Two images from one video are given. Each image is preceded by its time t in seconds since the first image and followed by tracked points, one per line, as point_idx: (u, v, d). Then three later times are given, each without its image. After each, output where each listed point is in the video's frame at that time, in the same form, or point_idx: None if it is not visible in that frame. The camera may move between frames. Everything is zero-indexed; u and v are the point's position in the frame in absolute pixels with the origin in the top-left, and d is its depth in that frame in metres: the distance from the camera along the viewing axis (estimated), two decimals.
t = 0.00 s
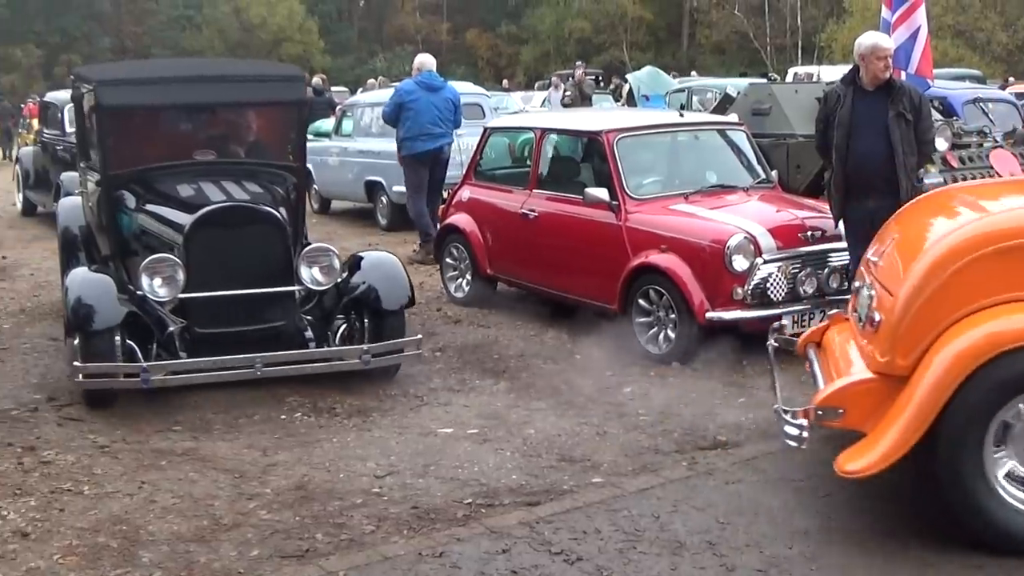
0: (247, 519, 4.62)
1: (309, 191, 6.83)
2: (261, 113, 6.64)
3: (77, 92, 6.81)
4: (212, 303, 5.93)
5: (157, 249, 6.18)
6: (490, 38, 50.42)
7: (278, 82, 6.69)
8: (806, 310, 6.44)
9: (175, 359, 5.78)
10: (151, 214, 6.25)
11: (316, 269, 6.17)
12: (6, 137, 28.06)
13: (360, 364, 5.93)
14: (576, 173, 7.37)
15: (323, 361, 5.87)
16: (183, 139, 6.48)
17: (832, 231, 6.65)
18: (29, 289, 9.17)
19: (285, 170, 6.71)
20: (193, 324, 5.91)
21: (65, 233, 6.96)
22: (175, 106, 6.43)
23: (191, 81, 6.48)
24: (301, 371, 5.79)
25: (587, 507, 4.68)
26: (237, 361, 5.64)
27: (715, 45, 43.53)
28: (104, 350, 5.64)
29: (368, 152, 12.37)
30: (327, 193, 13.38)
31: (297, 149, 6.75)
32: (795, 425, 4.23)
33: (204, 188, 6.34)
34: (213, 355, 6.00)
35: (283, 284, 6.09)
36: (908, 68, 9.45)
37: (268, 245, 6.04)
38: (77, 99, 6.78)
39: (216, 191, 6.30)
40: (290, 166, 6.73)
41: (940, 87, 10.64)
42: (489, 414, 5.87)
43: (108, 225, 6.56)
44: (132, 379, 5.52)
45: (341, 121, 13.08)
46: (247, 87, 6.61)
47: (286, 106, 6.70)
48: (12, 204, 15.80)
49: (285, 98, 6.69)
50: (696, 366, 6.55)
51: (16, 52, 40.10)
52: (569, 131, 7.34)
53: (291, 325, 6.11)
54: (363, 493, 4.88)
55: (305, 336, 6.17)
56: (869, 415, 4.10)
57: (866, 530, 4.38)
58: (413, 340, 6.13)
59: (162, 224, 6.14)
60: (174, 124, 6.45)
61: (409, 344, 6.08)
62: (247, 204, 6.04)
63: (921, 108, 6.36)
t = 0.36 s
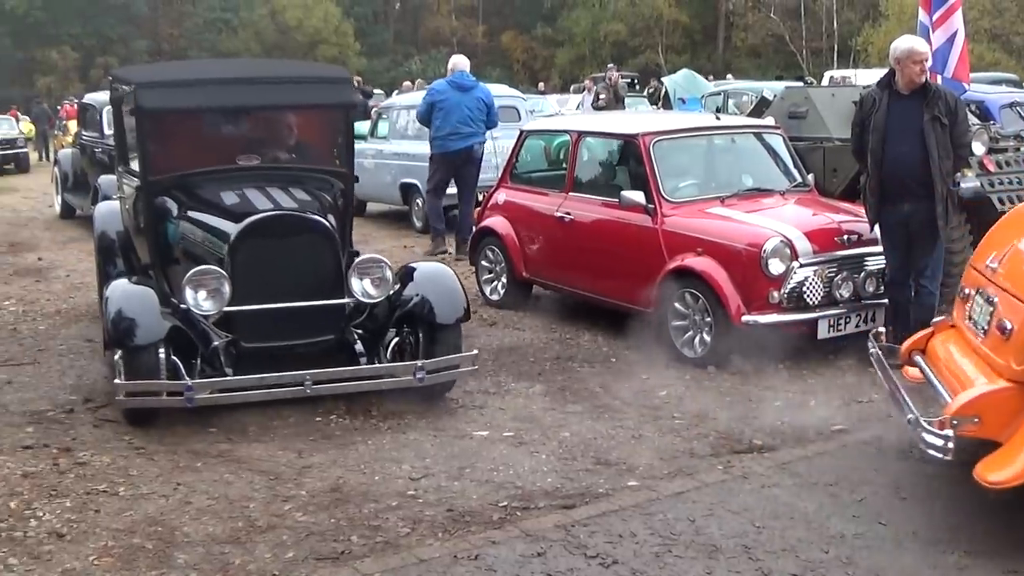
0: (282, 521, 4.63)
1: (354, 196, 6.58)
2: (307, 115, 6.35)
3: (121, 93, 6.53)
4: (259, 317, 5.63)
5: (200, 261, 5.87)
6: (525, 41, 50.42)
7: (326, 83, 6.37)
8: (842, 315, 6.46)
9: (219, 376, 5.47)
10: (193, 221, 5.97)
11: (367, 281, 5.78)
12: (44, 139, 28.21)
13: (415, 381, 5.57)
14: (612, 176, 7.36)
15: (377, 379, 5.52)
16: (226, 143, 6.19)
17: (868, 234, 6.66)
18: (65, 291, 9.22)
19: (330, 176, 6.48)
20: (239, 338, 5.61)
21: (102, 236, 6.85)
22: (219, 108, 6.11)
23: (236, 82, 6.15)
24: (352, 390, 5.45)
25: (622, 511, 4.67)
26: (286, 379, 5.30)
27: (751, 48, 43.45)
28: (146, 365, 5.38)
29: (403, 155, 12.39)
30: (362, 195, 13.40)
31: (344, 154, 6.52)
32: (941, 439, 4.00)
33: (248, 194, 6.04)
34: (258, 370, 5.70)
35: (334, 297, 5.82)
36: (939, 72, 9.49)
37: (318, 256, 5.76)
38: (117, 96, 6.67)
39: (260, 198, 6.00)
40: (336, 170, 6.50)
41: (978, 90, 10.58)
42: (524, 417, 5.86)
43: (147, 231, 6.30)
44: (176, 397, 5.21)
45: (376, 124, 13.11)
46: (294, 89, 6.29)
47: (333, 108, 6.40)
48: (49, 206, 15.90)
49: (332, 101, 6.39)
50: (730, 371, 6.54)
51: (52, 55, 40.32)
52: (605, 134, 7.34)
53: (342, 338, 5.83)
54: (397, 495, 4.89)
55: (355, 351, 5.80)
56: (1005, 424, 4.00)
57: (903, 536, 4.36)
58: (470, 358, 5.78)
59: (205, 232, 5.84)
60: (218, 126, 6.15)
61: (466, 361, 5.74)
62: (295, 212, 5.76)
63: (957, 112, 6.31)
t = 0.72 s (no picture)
0: (300, 522, 4.64)
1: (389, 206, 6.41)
2: (336, 119, 6.22)
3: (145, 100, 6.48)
4: (292, 330, 5.42)
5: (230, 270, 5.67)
6: (544, 43, 50.41)
7: (355, 85, 6.28)
8: (860, 315, 6.46)
9: (251, 393, 5.33)
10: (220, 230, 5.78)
11: (406, 293, 5.53)
12: (63, 140, 28.30)
13: (456, 398, 5.44)
14: (630, 177, 7.35)
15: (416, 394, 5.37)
16: (255, 148, 6.05)
17: (887, 235, 6.64)
18: (84, 292, 9.26)
19: (364, 183, 6.30)
20: (272, 352, 5.42)
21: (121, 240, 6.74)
22: (247, 111, 6.00)
23: (263, 84, 6.06)
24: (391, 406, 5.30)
25: (640, 512, 4.66)
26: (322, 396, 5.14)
27: (769, 49, 43.39)
28: (178, 380, 5.18)
29: (422, 156, 12.40)
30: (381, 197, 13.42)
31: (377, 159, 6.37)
32: None
33: (280, 201, 5.83)
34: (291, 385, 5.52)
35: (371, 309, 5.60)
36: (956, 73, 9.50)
37: (355, 268, 5.53)
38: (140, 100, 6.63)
39: (292, 203, 5.80)
40: (370, 176, 6.34)
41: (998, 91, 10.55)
42: (542, 418, 5.86)
43: (168, 239, 6.24)
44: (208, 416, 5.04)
45: (395, 125, 13.12)
46: (323, 91, 6.18)
47: (362, 113, 6.29)
48: (68, 207, 15.96)
49: (361, 104, 6.29)
50: (749, 372, 6.54)
51: (71, 56, 40.43)
52: (623, 135, 7.34)
53: (378, 352, 5.64)
54: (415, 496, 4.89)
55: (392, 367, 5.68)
56: None
57: (923, 537, 4.35)
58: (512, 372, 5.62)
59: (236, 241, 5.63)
60: (247, 129, 6.02)
61: (509, 376, 5.60)
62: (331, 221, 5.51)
63: (976, 113, 6.29)
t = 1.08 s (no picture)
0: (299, 522, 4.63)
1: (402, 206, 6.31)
2: (347, 116, 6.09)
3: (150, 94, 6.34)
4: (310, 336, 5.24)
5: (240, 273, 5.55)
6: (544, 42, 50.41)
7: (368, 82, 6.15)
8: (861, 314, 6.46)
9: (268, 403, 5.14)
10: (230, 232, 5.65)
11: (428, 296, 5.55)
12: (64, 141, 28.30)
13: (484, 405, 5.30)
14: (630, 176, 7.35)
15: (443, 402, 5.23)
16: (264, 147, 5.93)
17: (887, 233, 6.64)
18: (84, 293, 9.25)
19: (377, 183, 6.20)
20: (289, 359, 5.24)
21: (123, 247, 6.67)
22: (257, 109, 5.85)
23: (274, 81, 5.91)
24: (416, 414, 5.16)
25: (640, 511, 4.66)
26: (343, 403, 5.00)
27: (769, 48, 43.37)
28: (196, 389, 5.02)
29: (422, 155, 12.40)
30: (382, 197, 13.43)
31: (391, 157, 6.26)
32: None
33: (292, 202, 5.71)
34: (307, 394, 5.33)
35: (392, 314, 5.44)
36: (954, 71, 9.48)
37: (375, 271, 5.37)
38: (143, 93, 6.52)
39: (305, 204, 5.68)
40: (384, 176, 6.23)
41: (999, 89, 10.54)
42: (542, 417, 5.85)
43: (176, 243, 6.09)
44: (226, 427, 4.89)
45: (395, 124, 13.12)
46: (335, 88, 6.04)
47: (376, 110, 6.17)
48: (69, 208, 15.91)
49: (374, 100, 6.16)
50: (748, 371, 6.54)
51: (72, 57, 40.42)
52: (623, 134, 7.34)
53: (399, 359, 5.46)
54: (415, 496, 4.89)
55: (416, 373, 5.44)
56: None
57: (923, 536, 4.35)
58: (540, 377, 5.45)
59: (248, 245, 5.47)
60: (256, 128, 5.90)
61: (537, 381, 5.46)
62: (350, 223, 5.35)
63: (975, 111, 6.30)
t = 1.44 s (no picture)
0: (300, 522, 4.63)
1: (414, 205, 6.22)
2: (359, 115, 5.98)
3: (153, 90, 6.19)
4: (330, 341, 5.13)
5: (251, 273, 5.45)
6: (544, 41, 50.38)
7: (380, 79, 6.05)
8: (861, 312, 6.46)
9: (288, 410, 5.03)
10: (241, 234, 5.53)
11: (452, 298, 5.34)
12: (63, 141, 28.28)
13: (510, 410, 5.17)
14: (630, 175, 7.35)
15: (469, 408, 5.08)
16: (276, 146, 5.81)
17: (887, 231, 6.64)
18: (83, 293, 9.25)
19: (390, 182, 6.12)
20: (307, 365, 5.12)
21: (126, 249, 6.65)
22: (269, 108, 5.72)
23: (282, 79, 5.76)
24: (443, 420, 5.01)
25: (640, 510, 4.66)
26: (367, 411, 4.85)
27: (768, 46, 43.33)
28: (217, 397, 4.85)
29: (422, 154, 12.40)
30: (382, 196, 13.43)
31: (402, 155, 6.17)
32: None
33: (306, 203, 5.62)
34: (327, 400, 5.21)
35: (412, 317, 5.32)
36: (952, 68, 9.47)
37: (396, 274, 5.26)
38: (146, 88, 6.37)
39: (320, 204, 5.60)
40: (395, 174, 6.15)
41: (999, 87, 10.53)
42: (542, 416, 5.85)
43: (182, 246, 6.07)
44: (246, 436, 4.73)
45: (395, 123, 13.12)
46: (347, 86, 5.93)
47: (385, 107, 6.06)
48: (69, 208, 15.91)
49: (387, 99, 6.05)
50: (747, 369, 6.54)
51: (71, 57, 40.39)
52: (623, 133, 7.34)
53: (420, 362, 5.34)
54: (415, 495, 4.89)
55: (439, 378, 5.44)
56: None
57: (923, 533, 4.35)
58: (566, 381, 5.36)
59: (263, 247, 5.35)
60: (268, 127, 5.77)
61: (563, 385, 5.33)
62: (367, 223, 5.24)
63: (976, 108, 6.29)
